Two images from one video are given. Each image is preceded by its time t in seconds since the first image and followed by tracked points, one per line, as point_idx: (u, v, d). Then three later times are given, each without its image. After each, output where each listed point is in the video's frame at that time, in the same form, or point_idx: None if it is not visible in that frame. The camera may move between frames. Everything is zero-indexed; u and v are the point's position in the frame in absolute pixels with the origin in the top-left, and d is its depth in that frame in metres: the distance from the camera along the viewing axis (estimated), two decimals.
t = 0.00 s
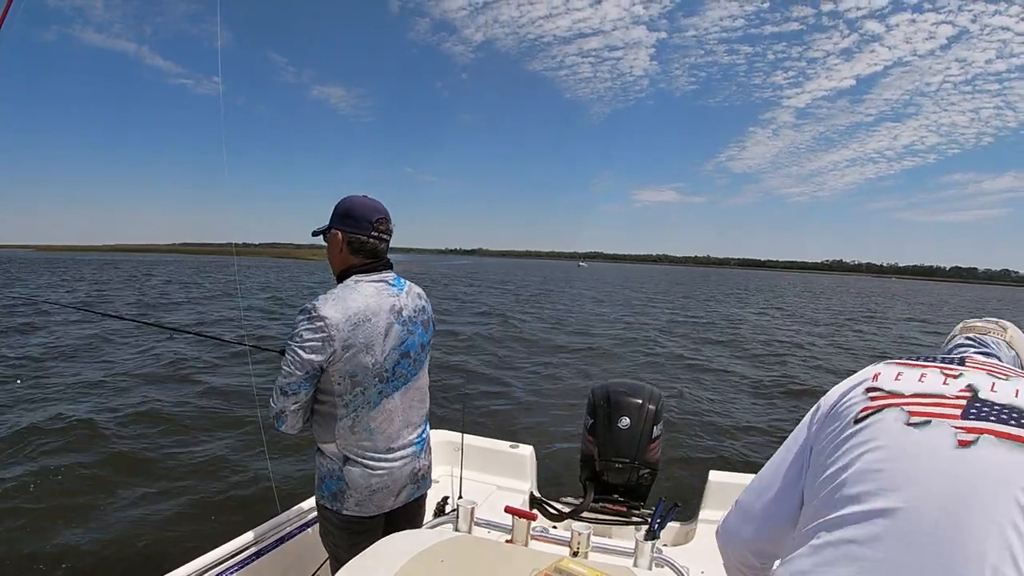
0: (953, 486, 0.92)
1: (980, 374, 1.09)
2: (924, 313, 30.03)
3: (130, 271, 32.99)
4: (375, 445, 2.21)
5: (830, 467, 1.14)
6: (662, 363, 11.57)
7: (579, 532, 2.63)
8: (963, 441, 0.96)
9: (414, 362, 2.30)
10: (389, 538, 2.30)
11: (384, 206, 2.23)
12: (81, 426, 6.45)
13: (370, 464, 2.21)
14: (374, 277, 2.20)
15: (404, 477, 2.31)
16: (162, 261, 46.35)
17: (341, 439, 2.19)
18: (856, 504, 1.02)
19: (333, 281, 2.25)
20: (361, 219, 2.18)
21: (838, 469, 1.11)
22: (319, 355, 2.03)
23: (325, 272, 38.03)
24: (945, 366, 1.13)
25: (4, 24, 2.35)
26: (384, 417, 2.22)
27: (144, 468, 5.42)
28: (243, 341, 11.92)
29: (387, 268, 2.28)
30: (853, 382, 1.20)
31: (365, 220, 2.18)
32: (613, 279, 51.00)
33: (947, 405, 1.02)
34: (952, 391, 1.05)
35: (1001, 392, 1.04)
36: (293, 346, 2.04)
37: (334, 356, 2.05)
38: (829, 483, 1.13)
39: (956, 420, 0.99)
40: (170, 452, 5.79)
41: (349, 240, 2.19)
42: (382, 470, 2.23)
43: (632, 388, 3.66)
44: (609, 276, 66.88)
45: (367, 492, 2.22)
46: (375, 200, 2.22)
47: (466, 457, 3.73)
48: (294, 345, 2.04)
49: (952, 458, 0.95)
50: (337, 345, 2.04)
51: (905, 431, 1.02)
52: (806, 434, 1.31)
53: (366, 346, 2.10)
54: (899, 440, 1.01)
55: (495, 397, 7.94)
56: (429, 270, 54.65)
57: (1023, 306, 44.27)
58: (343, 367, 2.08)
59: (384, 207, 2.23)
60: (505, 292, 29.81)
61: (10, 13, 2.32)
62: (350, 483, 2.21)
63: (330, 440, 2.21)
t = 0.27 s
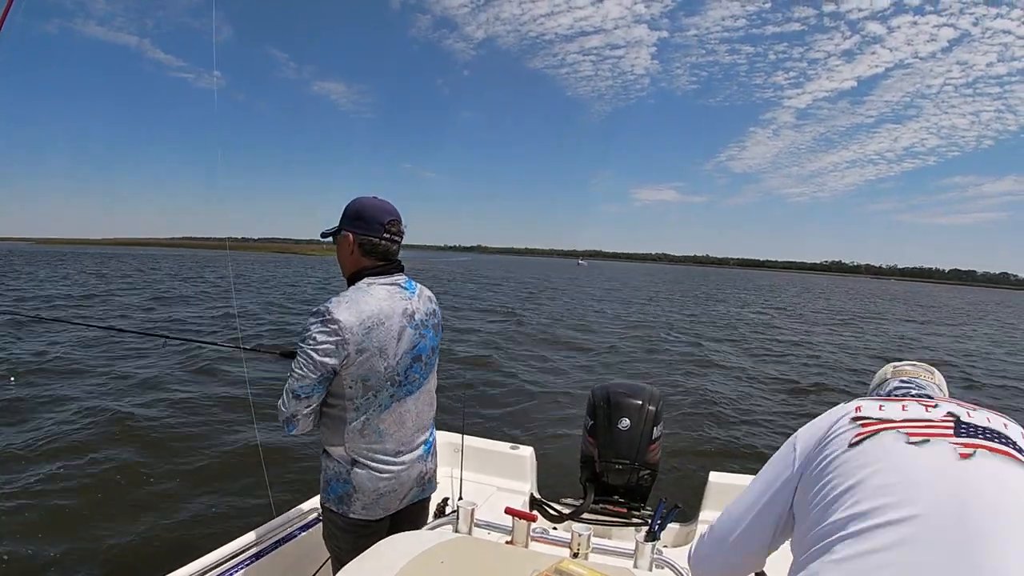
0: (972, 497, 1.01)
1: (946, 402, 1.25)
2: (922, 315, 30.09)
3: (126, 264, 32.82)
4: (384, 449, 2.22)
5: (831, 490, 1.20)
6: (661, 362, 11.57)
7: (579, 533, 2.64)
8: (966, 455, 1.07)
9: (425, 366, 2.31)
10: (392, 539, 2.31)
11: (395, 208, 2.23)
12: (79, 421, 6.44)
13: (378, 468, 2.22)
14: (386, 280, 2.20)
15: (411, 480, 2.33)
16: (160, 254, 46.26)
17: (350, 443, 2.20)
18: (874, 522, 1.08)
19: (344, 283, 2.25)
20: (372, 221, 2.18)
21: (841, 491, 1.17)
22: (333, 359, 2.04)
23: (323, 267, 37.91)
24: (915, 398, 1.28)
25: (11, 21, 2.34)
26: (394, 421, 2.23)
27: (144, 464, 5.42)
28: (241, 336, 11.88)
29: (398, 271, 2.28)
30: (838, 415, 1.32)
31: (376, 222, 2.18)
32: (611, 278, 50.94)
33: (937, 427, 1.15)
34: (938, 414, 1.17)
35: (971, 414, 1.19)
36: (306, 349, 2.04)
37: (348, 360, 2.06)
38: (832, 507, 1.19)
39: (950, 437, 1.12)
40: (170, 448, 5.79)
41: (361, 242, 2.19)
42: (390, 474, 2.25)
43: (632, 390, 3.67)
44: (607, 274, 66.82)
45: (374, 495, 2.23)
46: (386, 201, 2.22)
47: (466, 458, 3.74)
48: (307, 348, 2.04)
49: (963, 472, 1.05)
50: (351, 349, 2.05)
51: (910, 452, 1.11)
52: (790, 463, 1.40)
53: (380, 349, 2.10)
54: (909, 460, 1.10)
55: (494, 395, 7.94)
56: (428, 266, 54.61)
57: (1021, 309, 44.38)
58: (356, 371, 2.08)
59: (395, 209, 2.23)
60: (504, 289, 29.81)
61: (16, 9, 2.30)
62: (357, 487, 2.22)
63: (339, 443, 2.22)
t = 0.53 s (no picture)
0: (952, 542, 1.14)
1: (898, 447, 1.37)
2: (924, 315, 30.02)
3: (125, 263, 32.70)
4: (380, 443, 2.22)
5: (809, 535, 1.26)
6: (661, 361, 11.56)
7: (573, 531, 2.64)
8: (937, 495, 1.20)
9: (421, 360, 2.32)
10: (386, 534, 2.31)
11: (392, 203, 2.23)
12: (78, 419, 6.45)
13: (372, 461, 2.22)
14: (383, 275, 2.20)
15: (405, 474, 2.34)
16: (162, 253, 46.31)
17: (345, 436, 2.20)
18: (860, 567, 1.15)
19: (340, 279, 2.24)
20: (369, 216, 2.17)
21: (821, 537, 1.23)
22: (331, 353, 2.03)
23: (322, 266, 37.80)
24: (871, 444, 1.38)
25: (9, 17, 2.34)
26: (390, 414, 2.24)
27: (142, 461, 5.42)
28: (239, 334, 11.86)
29: (395, 266, 2.28)
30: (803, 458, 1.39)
31: (373, 217, 2.17)
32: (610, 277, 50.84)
33: (901, 466, 1.27)
34: (896, 455, 1.30)
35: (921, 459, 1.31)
36: (304, 343, 2.03)
37: (345, 354, 2.06)
38: (810, 554, 1.24)
39: (915, 477, 1.23)
40: (167, 446, 5.79)
41: (358, 237, 2.18)
42: (384, 467, 2.25)
43: (630, 389, 3.67)
44: (607, 274, 66.72)
45: (369, 489, 2.23)
46: (383, 196, 2.22)
47: (463, 454, 3.74)
48: (305, 342, 2.03)
49: (941, 516, 1.17)
50: (348, 343, 2.04)
51: (890, 497, 1.20)
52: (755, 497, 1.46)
53: (377, 343, 2.10)
54: (890, 506, 1.19)
55: (493, 394, 7.93)
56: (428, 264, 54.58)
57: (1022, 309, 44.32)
58: (353, 365, 2.08)
59: (391, 204, 2.23)
60: (505, 288, 29.79)
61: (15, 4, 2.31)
62: (351, 480, 2.22)
63: (334, 437, 2.21)
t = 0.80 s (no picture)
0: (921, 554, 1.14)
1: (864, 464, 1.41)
2: (925, 311, 29.98)
3: (125, 269, 32.66)
4: (369, 435, 2.21)
5: (785, 544, 1.24)
6: (660, 360, 11.53)
7: (569, 531, 2.62)
8: (906, 508, 1.23)
9: (408, 353, 2.32)
10: (377, 531, 2.28)
11: (377, 197, 2.21)
12: (74, 423, 6.41)
13: (362, 455, 2.21)
14: (369, 269, 2.18)
15: (395, 467, 2.32)
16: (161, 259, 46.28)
17: (334, 429, 2.17)
18: None
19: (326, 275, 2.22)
20: (353, 211, 2.15)
21: (797, 547, 1.21)
22: (320, 346, 2.01)
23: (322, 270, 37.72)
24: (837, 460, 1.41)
25: None
26: (379, 406, 2.23)
27: (138, 464, 5.38)
28: (238, 338, 11.83)
29: (381, 260, 2.27)
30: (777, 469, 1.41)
31: (358, 212, 2.15)
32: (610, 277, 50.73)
33: (871, 479, 1.31)
34: (864, 472, 1.34)
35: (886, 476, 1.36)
36: (293, 337, 2.00)
37: (334, 347, 2.03)
38: (786, 566, 1.21)
39: (883, 490, 1.27)
40: (164, 449, 5.75)
41: (342, 232, 2.16)
42: (374, 460, 2.23)
43: (627, 389, 3.65)
44: (606, 274, 66.63)
45: (360, 483, 2.21)
46: (367, 191, 2.20)
47: (459, 452, 3.72)
48: (293, 336, 2.00)
49: (913, 526, 1.19)
50: (337, 336, 2.02)
51: (862, 507, 1.22)
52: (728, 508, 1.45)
53: (365, 336, 2.09)
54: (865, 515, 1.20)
55: (492, 394, 7.90)
56: (427, 266, 54.56)
57: (1023, 302, 44.32)
58: (342, 358, 2.06)
59: (376, 199, 2.21)
60: (504, 289, 29.75)
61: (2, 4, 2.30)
62: (341, 474, 2.20)
63: (324, 431, 2.19)
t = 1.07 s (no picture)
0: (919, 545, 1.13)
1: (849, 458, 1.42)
2: (926, 305, 29.97)
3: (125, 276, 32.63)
4: (369, 438, 2.21)
5: (780, 540, 1.24)
6: (660, 358, 11.52)
7: (572, 531, 2.61)
8: (894, 497, 1.23)
9: (406, 354, 2.32)
10: (378, 535, 2.27)
11: (370, 200, 2.20)
12: (76, 430, 6.42)
13: (362, 457, 2.20)
14: (365, 272, 2.18)
15: (395, 469, 2.32)
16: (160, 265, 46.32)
17: (334, 432, 2.17)
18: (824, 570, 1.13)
19: (322, 278, 2.21)
20: (347, 214, 2.14)
21: (791, 542, 1.21)
22: (319, 351, 2.00)
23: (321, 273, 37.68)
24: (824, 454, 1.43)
25: None
26: (378, 408, 2.22)
27: (139, 472, 5.37)
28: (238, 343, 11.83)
29: (376, 263, 2.26)
30: (766, 464, 1.42)
31: (352, 215, 2.14)
32: (609, 276, 50.69)
33: (859, 472, 1.31)
34: (851, 463, 1.35)
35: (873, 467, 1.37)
36: (291, 342, 2.00)
37: (333, 351, 2.03)
38: (784, 560, 1.21)
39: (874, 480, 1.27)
40: (165, 456, 5.75)
41: (337, 236, 2.15)
42: (374, 463, 2.23)
43: (628, 389, 3.64)
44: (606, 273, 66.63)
45: (361, 486, 2.21)
46: (361, 194, 2.19)
47: (461, 454, 3.71)
48: (292, 341, 1.99)
49: (905, 513, 1.18)
50: (336, 339, 2.02)
51: (857, 497, 1.22)
52: (720, 505, 1.45)
53: (364, 338, 2.09)
54: (854, 505, 1.20)
55: (492, 396, 7.89)
56: (426, 268, 54.58)
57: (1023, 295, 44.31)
58: (341, 361, 2.06)
59: (370, 201, 2.20)
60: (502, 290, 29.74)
61: None
62: (342, 477, 2.19)
63: (324, 435, 2.18)
